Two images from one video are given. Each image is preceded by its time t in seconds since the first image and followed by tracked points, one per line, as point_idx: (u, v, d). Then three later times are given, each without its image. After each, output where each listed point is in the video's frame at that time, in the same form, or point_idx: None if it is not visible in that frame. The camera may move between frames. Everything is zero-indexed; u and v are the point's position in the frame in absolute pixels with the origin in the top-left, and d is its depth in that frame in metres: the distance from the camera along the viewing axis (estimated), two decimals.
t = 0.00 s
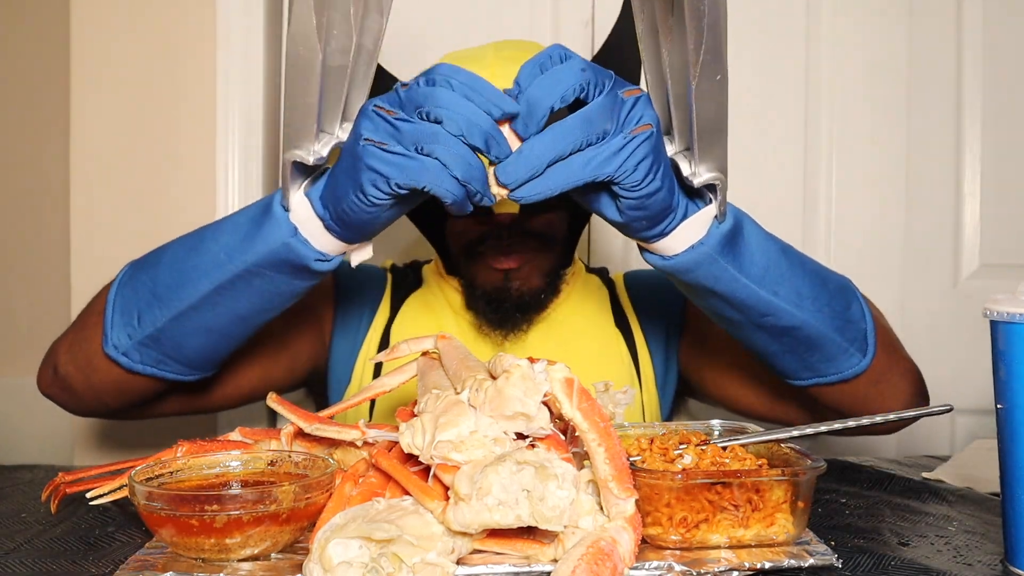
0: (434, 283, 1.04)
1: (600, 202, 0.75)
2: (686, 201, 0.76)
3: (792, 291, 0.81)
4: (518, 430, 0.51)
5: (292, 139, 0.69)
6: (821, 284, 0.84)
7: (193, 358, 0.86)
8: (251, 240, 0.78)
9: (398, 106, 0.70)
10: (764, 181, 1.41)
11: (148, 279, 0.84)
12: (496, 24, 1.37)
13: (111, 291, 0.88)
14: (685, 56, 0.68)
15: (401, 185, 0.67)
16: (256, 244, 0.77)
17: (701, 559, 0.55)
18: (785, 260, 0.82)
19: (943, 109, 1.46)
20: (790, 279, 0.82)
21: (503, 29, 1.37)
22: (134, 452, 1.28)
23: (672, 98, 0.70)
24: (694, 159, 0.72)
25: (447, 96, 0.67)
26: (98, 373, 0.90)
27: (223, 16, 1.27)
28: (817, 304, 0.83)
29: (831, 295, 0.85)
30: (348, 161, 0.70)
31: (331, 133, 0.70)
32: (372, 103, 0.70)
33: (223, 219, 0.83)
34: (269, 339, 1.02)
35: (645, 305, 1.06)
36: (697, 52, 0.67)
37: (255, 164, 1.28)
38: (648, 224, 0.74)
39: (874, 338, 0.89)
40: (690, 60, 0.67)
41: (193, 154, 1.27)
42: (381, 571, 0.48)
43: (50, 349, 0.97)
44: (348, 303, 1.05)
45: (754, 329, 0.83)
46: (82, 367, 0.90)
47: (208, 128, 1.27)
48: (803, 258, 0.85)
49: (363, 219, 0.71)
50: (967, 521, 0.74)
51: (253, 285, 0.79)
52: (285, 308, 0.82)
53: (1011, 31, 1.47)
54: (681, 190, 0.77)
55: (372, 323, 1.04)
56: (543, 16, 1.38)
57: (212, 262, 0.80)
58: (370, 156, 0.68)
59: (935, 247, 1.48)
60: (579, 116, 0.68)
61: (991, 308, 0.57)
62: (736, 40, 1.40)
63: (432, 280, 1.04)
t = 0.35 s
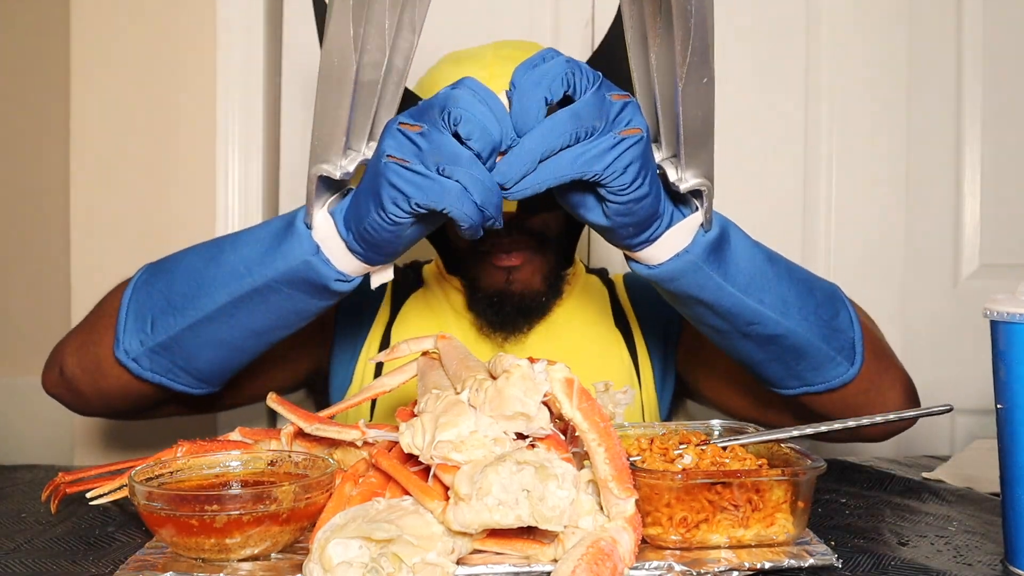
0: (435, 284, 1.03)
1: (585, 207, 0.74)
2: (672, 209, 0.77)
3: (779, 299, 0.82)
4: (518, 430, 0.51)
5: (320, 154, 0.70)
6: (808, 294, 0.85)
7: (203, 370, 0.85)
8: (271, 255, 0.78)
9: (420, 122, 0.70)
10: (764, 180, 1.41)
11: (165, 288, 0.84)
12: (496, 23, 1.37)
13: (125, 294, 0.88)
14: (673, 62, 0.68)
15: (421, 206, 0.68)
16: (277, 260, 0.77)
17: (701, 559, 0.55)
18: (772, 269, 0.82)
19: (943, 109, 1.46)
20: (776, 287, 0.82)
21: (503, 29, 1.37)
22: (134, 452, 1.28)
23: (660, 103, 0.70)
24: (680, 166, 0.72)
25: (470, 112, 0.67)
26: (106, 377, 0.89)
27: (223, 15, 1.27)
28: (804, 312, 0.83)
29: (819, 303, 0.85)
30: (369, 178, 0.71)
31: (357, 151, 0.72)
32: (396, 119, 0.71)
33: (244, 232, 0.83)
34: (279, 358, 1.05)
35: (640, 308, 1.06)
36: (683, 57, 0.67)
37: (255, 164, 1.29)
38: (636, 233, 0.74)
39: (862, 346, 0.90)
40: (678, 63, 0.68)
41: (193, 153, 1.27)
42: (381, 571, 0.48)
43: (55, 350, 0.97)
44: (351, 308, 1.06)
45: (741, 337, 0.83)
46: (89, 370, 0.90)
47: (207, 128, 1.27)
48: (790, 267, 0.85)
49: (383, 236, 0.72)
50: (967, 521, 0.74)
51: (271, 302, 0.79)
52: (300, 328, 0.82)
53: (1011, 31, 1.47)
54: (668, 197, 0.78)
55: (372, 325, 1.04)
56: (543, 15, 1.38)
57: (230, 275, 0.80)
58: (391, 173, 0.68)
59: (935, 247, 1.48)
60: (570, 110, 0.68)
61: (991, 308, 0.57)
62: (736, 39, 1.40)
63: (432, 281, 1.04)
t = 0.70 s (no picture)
0: (433, 286, 1.03)
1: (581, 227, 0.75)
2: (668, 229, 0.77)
3: (777, 314, 0.81)
4: (518, 430, 0.51)
5: (317, 187, 0.69)
6: (806, 309, 0.84)
7: (213, 369, 0.86)
8: (274, 272, 0.77)
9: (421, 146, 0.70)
10: (764, 180, 1.41)
11: (163, 304, 0.82)
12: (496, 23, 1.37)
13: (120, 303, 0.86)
14: (673, 77, 0.67)
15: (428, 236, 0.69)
16: (279, 277, 0.76)
17: (701, 559, 0.55)
18: (769, 285, 0.82)
19: (943, 109, 1.46)
20: (774, 303, 0.81)
21: (504, 29, 1.37)
22: (134, 451, 1.28)
23: (659, 117, 0.69)
24: (679, 183, 0.72)
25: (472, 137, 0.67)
26: (105, 382, 0.89)
27: (223, 15, 1.27)
28: (802, 326, 0.83)
29: (816, 316, 0.85)
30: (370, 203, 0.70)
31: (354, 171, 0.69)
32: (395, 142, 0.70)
33: (236, 243, 0.80)
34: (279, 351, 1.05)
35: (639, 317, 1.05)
36: (685, 71, 0.66)
37: (256, 164, 1.29)
38: (632, 254, 0.74)
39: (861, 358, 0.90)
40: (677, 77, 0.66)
41: (193, 153, 1.27)
42: (381, 571, 0.48)
43: (54, 351, 0.97)
44: (349, 309, 1.06)
45: (741, 354, 0.82)
46: (88, 374, 0.90)
47: (207, 128, 1.27)
48: (789, 282, 0.85)
49: (383, 255, 0.72)
50: (967, 521, 0.74)
51: (278, 313, 0.79)
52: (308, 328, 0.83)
53: (1011, 31, 1.47)
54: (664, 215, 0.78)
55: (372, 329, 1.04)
56: (543, 15, 1.38)
57: (231, 291, 0.78)
58: (396, 204, 0.69)
59: (936, 247, 1.48)
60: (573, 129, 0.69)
61: (991, 308, 0.57)
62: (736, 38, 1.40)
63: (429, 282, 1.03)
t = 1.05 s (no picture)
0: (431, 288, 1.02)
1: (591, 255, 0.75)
2: (691, 263, 0.75)
3: (803, 343, 0.81)
4: (518, 429, 0.51)
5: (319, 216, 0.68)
6: (830, 337, 0.84)
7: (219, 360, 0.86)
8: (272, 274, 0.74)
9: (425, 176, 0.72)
10: (764, 181, 1.41)
11: (161, 313, 0.80)
12: (496, 22, 1.37)
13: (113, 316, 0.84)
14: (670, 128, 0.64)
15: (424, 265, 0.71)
16: (276, 279, 0.73)
17: (701, 559, 0.55)
18: (796, 313, 0.82)
19: (943, 109, 1.46)
20: (800, 333, 0.81)
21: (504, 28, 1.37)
22: (135, 451, 1.28)
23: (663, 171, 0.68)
24: (692, 222, 0.70)
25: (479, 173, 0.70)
26: (105, 380, 0.89)
27: (223, 15, 1.27)
28: (826, 356, 0.83)
29: (838, 341, 0.86)
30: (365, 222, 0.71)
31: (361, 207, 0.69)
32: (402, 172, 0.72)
33: (226, 246, 0.77)
34: (275, 347, 1.05)
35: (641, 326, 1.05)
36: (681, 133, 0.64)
37: (256, 164, 1.29)
38: (649, 290, 0.73)
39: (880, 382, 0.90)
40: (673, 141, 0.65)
41: (193, 153, 1.27)
42: (381, 571, 0.48)
43: (53, 351, 0.97)
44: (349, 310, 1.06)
45: (764, 382, 0.83)
46: (87, 372, 0.90)
47: (208, 128, 1.27)
48: (814, 308, 0.85)
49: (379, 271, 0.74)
50: (968, 521, 0.74)
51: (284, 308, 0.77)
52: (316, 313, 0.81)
53: (1011, 31, 1.47)
54: (684, 251, 0.75)
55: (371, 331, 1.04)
56: (543, 16, 1.38)
57: (231, 297, 0.76)
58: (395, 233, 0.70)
59: (937, 246, 1.48)
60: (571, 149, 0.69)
61: (991, 308, 0.57)
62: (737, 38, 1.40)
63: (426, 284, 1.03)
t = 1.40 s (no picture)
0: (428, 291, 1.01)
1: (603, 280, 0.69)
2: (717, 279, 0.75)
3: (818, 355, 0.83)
4: (518, 429, 0.51)
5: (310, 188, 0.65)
6: (844, 348, 0.86)
7: (208, 375, 0.85)
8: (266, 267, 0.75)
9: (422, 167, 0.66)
10: (764, 180, 1.41)
11: (163, 297, 0.82)
12: (496, 22, 1.37)
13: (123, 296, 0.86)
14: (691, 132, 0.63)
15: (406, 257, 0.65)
16: (269, 274, 0.74)
17: (701, 559, 0.55)
18: (814, 328, 0.84)
19: (943, 110, 1.46)
20: (816, 348, 0.83)
21: (504, 29, 1.37)
22: (135, 450, 1.28)
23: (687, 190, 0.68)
24: (718, 235, 0.70)
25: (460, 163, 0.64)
26: (101, 378, 0.89)
27: (223, 16, 1.27)
28: (842, 365, 0.85)
29: (853, 353, 0.87)
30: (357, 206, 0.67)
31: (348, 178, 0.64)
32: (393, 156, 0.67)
33: (237, 241, 0.80)
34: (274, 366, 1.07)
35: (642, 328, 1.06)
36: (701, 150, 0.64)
37: (256, 165, 1.29)
38: (688, 316, 0.72)
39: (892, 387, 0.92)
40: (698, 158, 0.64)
41: (193, 153, 1.27)
42: (381, 571, 0.48)
43: (53, 347, 0.97)
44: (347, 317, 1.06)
45: (780, 394, 0.84)
46: (86, 368, 0.90)
47: (208, 128, 1.27)
48: (829, 322, 0.87)
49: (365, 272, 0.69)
50: (968, 521, 0.74)
51: (269, 312, 0.76)
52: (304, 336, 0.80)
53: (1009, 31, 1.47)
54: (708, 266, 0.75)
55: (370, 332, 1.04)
56: (543, 16, 1.38)
57: (226, 286, 0.77)
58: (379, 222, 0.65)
59: (937, 246, 1.48)
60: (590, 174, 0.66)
61: (991, 308, 0.57)
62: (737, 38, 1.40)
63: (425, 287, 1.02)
